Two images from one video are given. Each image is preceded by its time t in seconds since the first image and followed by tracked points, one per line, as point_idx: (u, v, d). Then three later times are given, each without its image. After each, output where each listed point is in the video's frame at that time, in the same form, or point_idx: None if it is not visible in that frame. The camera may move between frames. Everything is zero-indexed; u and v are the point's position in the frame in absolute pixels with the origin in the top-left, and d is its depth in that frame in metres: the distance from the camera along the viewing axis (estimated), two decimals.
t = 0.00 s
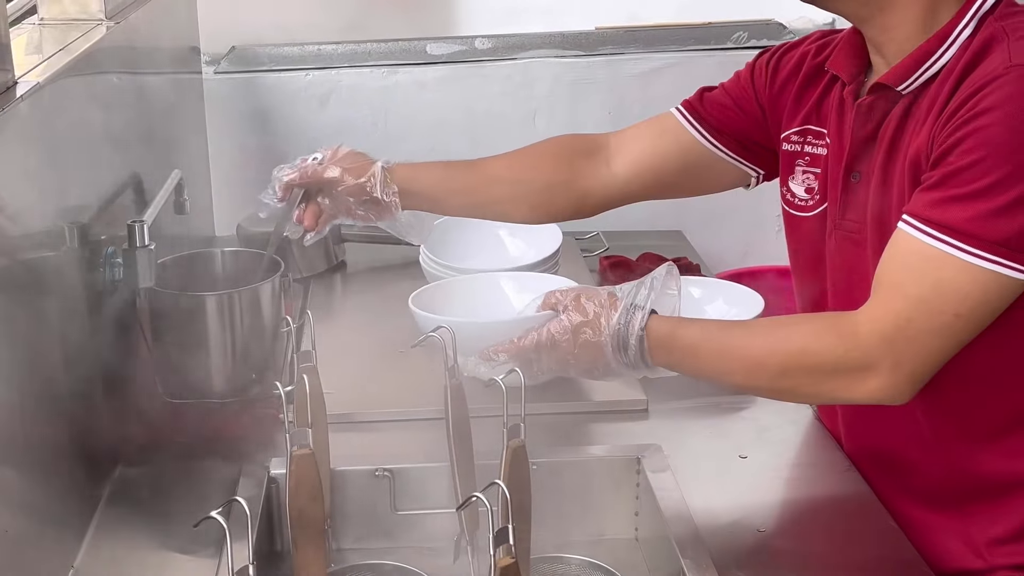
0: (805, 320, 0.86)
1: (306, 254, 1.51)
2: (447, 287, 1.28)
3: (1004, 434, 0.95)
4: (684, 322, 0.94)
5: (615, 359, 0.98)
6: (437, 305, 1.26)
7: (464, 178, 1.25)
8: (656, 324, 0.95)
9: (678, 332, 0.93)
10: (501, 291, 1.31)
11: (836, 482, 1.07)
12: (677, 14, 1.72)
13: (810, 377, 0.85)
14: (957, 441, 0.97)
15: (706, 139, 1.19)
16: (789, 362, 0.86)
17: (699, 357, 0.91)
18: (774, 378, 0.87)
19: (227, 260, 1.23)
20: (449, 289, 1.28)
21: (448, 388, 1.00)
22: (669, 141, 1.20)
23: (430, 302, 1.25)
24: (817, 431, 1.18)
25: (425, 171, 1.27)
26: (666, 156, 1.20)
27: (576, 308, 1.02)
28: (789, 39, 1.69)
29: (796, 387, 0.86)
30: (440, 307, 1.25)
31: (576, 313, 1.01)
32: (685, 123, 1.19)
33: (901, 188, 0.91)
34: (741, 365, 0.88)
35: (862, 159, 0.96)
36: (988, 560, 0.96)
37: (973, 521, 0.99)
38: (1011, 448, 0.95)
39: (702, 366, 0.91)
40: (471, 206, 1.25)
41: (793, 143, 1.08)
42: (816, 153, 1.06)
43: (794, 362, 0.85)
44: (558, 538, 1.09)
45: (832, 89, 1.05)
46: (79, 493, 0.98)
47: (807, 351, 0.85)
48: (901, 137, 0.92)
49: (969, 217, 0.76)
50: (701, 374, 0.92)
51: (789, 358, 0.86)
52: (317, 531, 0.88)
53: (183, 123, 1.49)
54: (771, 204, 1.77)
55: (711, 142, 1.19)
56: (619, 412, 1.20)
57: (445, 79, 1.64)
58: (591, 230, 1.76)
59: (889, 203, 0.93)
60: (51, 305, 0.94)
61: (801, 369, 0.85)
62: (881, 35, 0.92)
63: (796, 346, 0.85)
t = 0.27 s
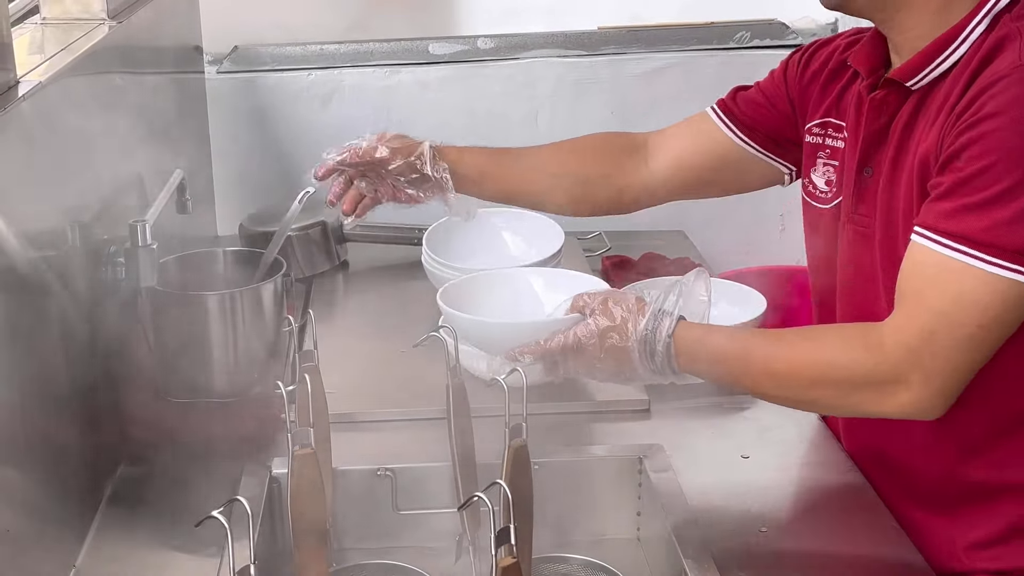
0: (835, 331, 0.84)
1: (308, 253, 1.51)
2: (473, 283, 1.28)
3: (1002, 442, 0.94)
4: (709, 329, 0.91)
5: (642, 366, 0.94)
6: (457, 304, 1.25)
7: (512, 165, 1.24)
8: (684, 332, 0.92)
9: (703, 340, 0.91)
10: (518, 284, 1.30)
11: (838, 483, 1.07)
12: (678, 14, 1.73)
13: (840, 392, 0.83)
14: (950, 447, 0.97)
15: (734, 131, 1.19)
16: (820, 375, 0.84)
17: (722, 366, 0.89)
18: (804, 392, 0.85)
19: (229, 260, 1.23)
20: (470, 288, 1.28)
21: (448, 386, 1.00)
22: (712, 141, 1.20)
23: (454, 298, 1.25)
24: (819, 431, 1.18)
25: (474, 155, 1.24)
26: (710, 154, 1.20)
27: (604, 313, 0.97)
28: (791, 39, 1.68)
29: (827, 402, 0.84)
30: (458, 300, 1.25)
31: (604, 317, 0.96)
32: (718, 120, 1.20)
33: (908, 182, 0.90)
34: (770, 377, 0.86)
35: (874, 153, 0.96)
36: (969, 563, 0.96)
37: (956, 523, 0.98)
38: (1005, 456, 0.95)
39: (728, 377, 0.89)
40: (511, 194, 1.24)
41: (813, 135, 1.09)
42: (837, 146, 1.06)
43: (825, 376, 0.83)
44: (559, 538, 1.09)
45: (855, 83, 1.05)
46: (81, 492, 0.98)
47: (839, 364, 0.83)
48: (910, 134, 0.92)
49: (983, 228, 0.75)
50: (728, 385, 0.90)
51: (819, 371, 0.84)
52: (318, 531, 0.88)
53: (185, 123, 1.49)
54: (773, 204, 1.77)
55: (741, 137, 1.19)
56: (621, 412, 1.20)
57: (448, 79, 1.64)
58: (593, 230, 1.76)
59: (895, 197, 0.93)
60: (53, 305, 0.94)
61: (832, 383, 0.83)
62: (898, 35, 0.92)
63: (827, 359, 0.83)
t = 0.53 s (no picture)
0: (913, 368, 0.83)
1: (307, 252, 1.51)
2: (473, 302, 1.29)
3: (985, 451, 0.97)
4: (789, 361, 0.92)
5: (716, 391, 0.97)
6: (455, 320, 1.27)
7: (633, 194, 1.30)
8: (761, 359, 0.94)
9: (783, 371, 0.92)
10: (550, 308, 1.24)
11: (837, 482, 1.07)
12: (677, 14, 1.73)
13: (917, 432, 0.82)
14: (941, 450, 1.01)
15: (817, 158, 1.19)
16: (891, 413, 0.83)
17: (800, 399, 0.90)
18: (888, 432, 0.83)
19: (230, 257, 1.24)
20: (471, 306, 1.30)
21: (448, 387, 1.00)
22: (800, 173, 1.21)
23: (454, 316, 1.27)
24: (818, 431, 1.18)
25: (605, 185, 1.32)
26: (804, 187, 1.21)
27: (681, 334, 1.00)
28: (791, 38, 1.68)
29: (905, 441, 0.83)
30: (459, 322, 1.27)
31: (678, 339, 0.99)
32: (806, 151, 1.20)
33: (914, 202, 0.91)
34: (844, 414, 0.86)
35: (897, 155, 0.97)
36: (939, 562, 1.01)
37: (936, 525, 1.02)
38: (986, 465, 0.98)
39: (808, 411, 0.89)
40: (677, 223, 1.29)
41: (868, 135, 1.08)
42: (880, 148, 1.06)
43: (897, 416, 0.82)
44: (557, 536, 1.09)
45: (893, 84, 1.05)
46: (80, 491, 0.98)
47: (911, 403, 0.81)
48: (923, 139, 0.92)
49: (987, 255, 0.75)
50: (810, 418, 0.90)
51: (891, 411, 0.83)
52: (317, 530, 0.88)
53: (184, 122, 1.49)
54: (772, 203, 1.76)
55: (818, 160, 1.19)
56: (619, 411, 1.20)
57: (447, 78, 1.64)
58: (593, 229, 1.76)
59: (901, 221, 0.94)
60: (52, 305, 0.94)
61: (907, 423, 0.82)
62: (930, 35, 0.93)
63: (898, 397, 0.82)
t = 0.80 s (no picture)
0: (974, 378, 0.84)
1: (302, 250, 1.50)
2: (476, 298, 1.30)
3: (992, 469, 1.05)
4: (844, 366, 0.94)
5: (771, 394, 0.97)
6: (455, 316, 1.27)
7: (629, 226, 1.34)
8: (814, 361, 0.95)
9: (836, 376, 0.94)
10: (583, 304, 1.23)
11: (831, 480, 1.07)
12: (667, 12, 1.74)
13: (981, 444, 0.83)
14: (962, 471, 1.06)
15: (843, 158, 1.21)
16: (952, 425, 0.84)
17: (857, 406, 0.91)
18: (946, 443, 0.85)
19: (222, 255, 1.23)
20: (469, 301, 1.31)
21: (440, 383, 1.00)
22: (828, 170, 1.23)
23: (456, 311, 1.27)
24: (812, 428, 1.18)
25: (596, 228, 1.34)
26: (828, 183, 1.23)
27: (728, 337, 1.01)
28: (786, 36, 1.67)
29: (970, 452, 0.84)
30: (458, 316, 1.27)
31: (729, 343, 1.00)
32: (834, 149, 1.22)
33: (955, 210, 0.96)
34: (903, 424, 0.87)
35: (936, 156, 1.01)
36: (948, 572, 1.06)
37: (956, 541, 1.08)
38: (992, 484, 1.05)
39: (867, 418, 0.91)
40: (679, 247, 1.33)
41: (903, 134, 1.10)
42: (916, 147, 1.07)
43: (959, 428, 0.84)
44: (551, 533, 1.08)
45: (933, 87, 1.09)
46: (74, 488, 0.98)
47: (972, 415, 0.83)
48: (966, 144, 0.97)
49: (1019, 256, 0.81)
50: (868, 426, 0.91)
51: (952, 422, 0.84)
52: (311, 527, 0.89)
53: (179, 119, 1.49)
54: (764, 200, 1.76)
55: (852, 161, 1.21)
56: (613, 408, 1.20)
57: (442, 76, 1.64)
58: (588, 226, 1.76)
59: (939, 222, 0.99)
60: (46, 301, 0.93)
61: (971, 436, 0.83)
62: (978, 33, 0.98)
63: (960, 408, 0.84)
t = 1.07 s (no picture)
0: None
1: (294, 247, 1.50)
2: (522, 301, 1.27)
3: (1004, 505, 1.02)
4: (891, 390, 0.85)
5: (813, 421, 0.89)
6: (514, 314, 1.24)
7: (667, 230, 1.27)
8: (865, 384, 0.86)
9: (885, 402, 0.84)
10: (633, 314, 1.20)
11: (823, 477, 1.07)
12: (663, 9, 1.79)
13: None
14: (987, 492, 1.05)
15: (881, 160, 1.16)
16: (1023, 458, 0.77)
17: (911, 434, 0.83)
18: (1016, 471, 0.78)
19: (214, 251, 1.23)
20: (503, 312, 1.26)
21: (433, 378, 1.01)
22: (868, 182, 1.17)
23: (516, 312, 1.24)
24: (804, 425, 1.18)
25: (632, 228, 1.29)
26: (865, 196, 1.18)
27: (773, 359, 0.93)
28: (779, 32, 1.67)
29: None
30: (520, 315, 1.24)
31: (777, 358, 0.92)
32: (874, 160, 1.17)
33: (998, 222, 0.93)
34: (966, 455, 0.80)
35: (983, 164, 0.98)
36: None
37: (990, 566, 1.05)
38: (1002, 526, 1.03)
39: (923, 447, 0.82)
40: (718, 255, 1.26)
41: (944, 141, 1.07)
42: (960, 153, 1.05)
43: None
44: (542, 530, 1.09)
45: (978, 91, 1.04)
46: (65, 485, 0.97)
47: None
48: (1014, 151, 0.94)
49: None
50: (923, 453, 0.83)
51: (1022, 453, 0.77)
52: (302, 524, 0.88)
53: (171, 116, 1.48)
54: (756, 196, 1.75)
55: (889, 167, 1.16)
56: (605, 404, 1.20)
57: (435, 73, 1.63)
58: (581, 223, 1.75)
59: (984, 235, 0.95)
60: (37, 299, 0.93)
61: None
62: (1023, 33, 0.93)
63: None
